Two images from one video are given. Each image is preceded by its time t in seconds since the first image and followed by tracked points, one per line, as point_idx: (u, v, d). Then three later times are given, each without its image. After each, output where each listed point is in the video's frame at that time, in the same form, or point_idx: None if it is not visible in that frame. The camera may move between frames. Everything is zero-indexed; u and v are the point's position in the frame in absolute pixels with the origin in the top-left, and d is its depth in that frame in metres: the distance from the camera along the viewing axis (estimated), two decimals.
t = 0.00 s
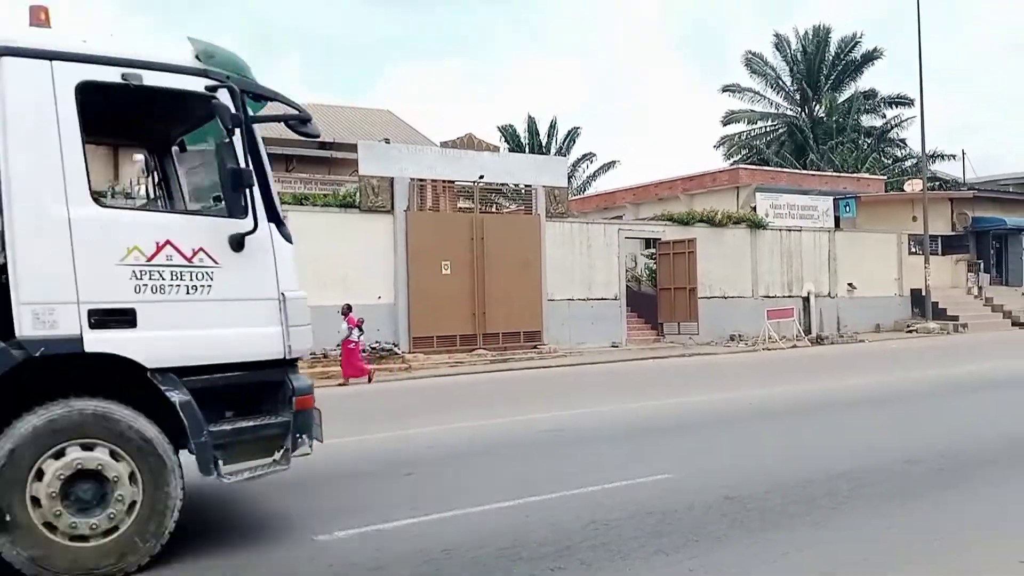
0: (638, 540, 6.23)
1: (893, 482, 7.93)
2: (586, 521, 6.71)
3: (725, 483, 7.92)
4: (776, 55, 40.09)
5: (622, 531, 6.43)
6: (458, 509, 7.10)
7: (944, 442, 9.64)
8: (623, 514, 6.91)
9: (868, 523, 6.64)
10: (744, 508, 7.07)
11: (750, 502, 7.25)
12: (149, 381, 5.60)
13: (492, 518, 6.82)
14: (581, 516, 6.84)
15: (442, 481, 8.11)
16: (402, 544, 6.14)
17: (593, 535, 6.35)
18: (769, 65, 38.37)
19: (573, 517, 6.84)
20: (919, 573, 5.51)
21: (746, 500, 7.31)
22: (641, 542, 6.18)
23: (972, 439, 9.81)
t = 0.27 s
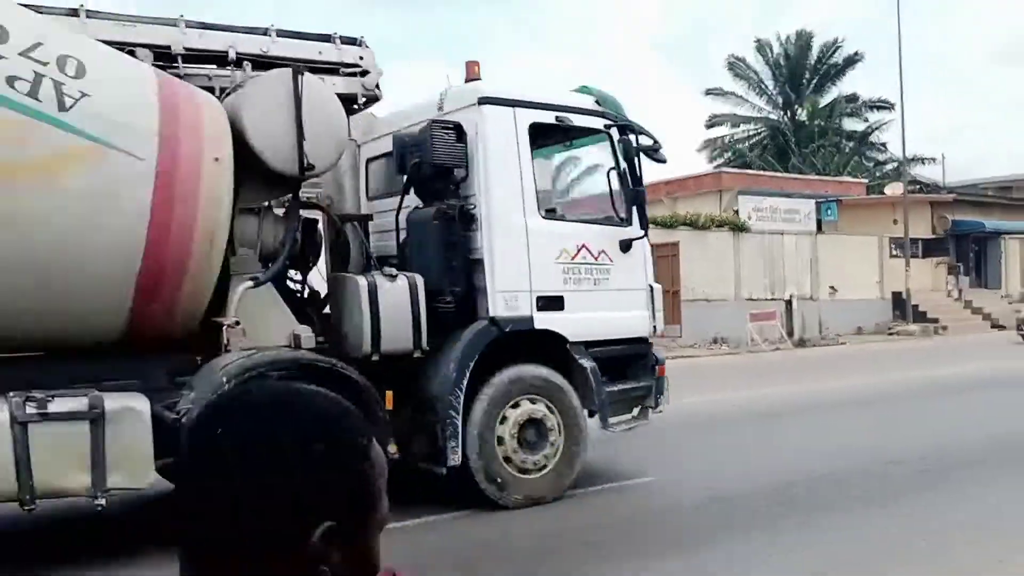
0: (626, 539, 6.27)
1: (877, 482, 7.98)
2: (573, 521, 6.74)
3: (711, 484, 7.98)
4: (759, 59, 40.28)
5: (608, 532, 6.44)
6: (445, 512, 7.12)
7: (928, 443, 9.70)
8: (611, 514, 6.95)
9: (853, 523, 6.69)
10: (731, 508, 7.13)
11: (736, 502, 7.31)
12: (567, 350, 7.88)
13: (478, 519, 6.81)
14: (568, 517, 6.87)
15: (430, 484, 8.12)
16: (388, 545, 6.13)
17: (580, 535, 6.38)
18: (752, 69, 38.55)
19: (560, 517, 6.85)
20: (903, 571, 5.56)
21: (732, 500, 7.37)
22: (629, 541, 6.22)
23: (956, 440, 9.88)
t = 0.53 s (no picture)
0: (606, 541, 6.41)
1: (843, 483, 8.09)
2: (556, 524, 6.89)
3: (692, 486, 8.14)
4: (748, 60, 40.41)
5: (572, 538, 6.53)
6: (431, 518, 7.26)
7: (900, 443, 9.81)
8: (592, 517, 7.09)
9: (814, 523, 6.79)
10: (710, 510, 7.28)
11: (716, 504, 7.46)
12: (828, 330, 9.91)
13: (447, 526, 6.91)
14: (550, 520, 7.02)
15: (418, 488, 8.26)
16: (356, 556, 6.22)
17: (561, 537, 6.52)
18: (740, 69, 38.68)
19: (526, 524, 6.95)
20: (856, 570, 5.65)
21: (711, 502, 7.52)
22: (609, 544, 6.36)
23: (927, 439, 9.99)
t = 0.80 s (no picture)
0: (601, 537, 6.32)
1: (890, 476, 7.98)
2: (549, 519, 6.80)
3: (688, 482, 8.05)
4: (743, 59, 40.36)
5: (633, 535, 6.36)
6: (423, 512, 7.15)
7: (935, 437, 9.73)
8: (587, 513, 6.99)
9: (875, 518, 6.67)
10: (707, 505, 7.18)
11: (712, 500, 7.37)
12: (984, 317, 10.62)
13: (498, 523, 6.73)
14: (545, 515, 6.93)
15: (410, 484, 8.16)
16: (415, 553, 6.03)
17: (555, 533, 6.42)
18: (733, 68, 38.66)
19: (578, 520, 6.77)
20: (939, 567, 5.51)
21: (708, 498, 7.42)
22: (604, 539, 6.27)
23: (959, 433, 9.92)
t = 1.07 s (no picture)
0: (600, 540, 6.24)
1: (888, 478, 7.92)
2: (546, 522, 6.73)
3: (684, 483, 7.98)
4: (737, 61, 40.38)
5: (633, 536, 6.31)
6: (418, 513, 7.05)
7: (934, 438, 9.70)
8: (584, 515, 6.92)
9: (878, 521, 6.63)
10: (705, 507, 7.11)
11: (710, 501, 7.30)
12: None
13: (497, 524, 6.68)
14: (541, 517, 6.86)
15: (406, 485, 8.06)
16: (415, 553, 5.98)
17: (553, 535, 6.34)
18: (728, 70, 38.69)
19: (578, 521, 6.72)
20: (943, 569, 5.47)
21: (706, 499, 7.35)
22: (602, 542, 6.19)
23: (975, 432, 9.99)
